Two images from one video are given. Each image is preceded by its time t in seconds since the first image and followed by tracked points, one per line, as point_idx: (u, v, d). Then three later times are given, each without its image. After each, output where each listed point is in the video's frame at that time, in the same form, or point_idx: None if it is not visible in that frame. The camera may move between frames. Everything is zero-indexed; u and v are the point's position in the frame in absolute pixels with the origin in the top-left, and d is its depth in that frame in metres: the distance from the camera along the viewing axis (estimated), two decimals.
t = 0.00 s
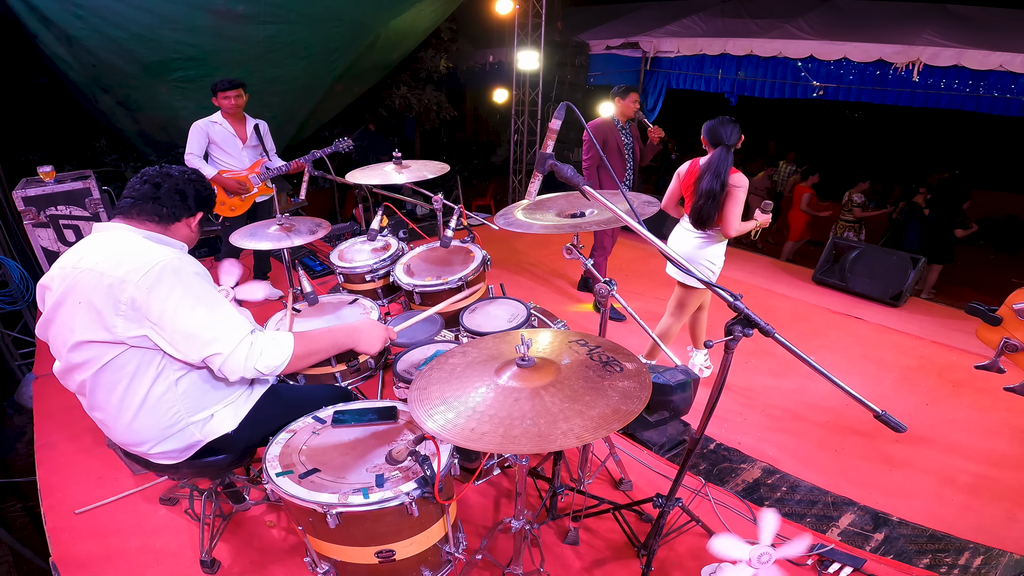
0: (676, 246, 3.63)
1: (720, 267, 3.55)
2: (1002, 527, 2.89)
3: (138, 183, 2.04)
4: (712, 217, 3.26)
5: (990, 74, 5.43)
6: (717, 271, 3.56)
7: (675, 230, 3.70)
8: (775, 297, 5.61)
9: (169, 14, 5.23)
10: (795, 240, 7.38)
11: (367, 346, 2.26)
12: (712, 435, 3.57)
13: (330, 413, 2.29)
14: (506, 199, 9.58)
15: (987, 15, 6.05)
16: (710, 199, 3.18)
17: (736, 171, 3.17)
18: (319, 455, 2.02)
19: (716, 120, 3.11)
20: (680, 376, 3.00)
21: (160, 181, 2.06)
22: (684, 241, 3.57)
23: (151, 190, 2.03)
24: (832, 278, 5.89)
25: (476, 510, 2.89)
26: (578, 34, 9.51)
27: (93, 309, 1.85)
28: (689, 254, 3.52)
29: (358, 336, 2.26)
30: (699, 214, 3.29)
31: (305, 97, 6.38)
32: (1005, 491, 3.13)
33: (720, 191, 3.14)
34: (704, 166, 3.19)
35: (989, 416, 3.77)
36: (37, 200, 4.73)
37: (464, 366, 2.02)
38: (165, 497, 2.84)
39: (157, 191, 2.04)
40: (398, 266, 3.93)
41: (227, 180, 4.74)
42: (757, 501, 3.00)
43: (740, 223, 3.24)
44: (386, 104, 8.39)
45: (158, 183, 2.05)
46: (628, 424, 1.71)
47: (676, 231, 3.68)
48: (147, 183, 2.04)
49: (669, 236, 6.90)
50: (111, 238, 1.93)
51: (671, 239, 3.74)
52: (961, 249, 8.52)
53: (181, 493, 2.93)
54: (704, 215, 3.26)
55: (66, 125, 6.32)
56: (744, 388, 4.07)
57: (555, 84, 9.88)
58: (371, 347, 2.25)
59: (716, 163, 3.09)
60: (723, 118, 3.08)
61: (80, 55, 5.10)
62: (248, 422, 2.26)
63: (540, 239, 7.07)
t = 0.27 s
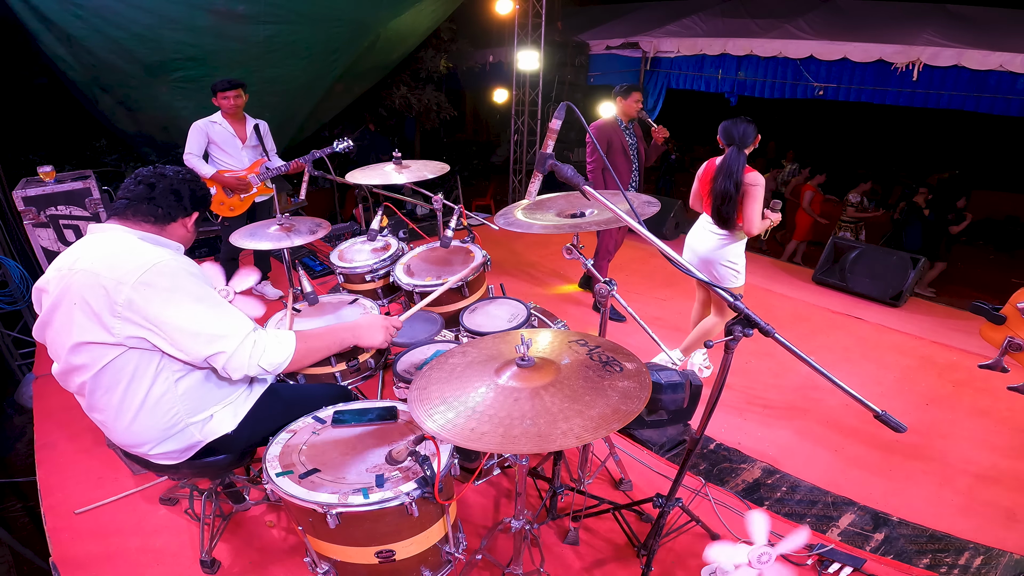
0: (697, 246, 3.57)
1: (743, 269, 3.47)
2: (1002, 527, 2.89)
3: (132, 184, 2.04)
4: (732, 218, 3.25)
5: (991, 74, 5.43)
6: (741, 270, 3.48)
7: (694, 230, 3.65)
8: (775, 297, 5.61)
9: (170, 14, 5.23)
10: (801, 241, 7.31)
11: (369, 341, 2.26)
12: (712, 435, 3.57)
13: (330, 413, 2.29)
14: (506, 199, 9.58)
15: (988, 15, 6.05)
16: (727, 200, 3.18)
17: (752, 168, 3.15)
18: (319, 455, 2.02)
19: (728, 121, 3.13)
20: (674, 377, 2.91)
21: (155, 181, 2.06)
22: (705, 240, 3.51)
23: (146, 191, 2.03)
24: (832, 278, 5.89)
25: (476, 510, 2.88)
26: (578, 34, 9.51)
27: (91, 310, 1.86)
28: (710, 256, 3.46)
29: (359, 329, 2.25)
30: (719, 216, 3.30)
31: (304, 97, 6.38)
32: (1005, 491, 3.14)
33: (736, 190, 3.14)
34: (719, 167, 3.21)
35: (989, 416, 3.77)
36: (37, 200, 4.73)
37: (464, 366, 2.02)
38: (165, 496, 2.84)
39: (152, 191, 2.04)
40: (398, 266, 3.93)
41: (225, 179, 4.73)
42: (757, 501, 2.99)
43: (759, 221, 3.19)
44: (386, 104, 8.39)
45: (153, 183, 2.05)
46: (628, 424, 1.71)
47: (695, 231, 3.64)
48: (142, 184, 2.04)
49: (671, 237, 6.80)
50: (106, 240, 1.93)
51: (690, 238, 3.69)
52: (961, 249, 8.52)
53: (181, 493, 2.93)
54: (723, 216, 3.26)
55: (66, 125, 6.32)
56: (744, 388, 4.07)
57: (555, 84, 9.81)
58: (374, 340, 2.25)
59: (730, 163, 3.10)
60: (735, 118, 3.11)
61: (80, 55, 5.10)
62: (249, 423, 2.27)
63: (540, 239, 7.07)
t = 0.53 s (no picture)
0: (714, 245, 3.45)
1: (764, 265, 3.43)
2: (1002, 527, 2.89)
3: (135, 183, 2.04)
4: (741, 217, 3.23)
5: (990, 74, 5.43)
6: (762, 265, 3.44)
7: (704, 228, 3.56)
8: (775, 297, 5.61)
9: (170, 14, 5.23)
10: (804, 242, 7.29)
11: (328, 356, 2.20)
12: (713, 435, 3.57)
13: (330, 413, 2.29)
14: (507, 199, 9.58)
15: (988, 15, 6.05)
16: (735, 198, 3.17)
17: (767, 169, 3.14)
18: (319, 455, 2.02)
19: (741, 120, 3.14)
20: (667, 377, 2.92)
21: (157, 181, 2.06)
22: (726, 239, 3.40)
23: (149, 190, 2.02)
24: (832, 278, 5.89)
25: (476, 510, 2.88)
26: (578, 33, 9.51)
27: (83, 308, 1.87)
28: (733, 255, 3.37)
29: (316, 345, 2.19)
30: (726, 216, 3.28)
31: (304, 97, 6.38)
32: (1005, 490, 3.14)
33: (745, 189, 3.13)
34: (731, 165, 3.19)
35: (989, 416, 3.77)
36: (37, 200, 4.73)
37: (464, 366, 2.02)
38: (165, 496, 2.84)
39: (154, 191, 2.04)
40: (398, 266, 3.93)
41: (224, 179, 4.74)
42: (757, 501, 3.00)
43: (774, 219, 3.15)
44: (386, 104, 8.39)
45: (156, 183, 2.05)
46: (628, 424, 1.72)
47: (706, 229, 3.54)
48: (144, 184, 2.04)
49: (669, 236, 6.86)
50: (108, 237, 1.93)
51: (700, 240, 3.56)
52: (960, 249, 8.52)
53: (181, 493, 2.94)
54: (731, 215, 3.24)
55: (66, 125, 6.32)
56: (744, 388, 4.07)
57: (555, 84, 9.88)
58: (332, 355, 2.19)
59: (741, 162, 3.11)
60: (749, 117, 3.12)
61: (80, 55, 5.10)
62: (248, 422, 2.26)
63: (540, 239, 7.07)
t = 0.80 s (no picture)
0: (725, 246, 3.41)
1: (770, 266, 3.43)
2: (1002, 527, 2.89)
3: (134, 184, 2.05)
4: (758, 218, 3.21)
5: (990, 74, 5.43)
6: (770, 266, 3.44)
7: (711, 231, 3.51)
8: (775, 297, 5.61)
9: (170, 14, 5.23)
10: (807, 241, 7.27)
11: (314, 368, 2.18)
12: (712, 435, 3.57)
13: (330, 413, 2.29)
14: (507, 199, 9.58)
15: (987, 15, 6.05)
16: (753, 200, 3.13)
17: (784, 168, 3.16)
18: (319, 455, 2.02)
19: (751, 119, 3.10)
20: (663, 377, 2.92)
21: (155, 182, 2.06)
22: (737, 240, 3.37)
23: (147, 191, 2.03)
24: (832, 278, 5.89)
25: (476, 510, 2.88)
26: (578, 33, 9.52)
27: (71, 306, 1.87)
28: (747, 252, 3.34)
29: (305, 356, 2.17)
30: (740, 217, 3.25)
31: (304, 97, 6.38)
32: (1005, 491, 3.13)
33: (762, 190, 3.10)
34: (746, 166, 3.13)
35: (989, 416, 3.77)
36: (37, 200, 4.73)
37: (465, 366, 2.02)
38: (165, 496, 2.84)
39: (152, 191, 2.04)
40: (398, 266, 3.93)
41: (224, 178, 4.73)
42: (757, 501, 3.00)
43: (809, 213, 3.26)
44: (386, 104, 8.40)
45: (154, 184, 2.06)
46: (628, 424, 1.72)
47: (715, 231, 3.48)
48: (143, 184, 2.05)
49: (669, 236, 6.86)
50: (99, 238, 1.94)
51: (709, 242, 3.51)
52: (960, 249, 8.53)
53: (181, 493, 2.94)
54: (747, 217, 3.21)
55: (66, 125, 6.32)
56: (744, 388, 4.07)
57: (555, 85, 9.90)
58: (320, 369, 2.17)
59: (754, 162, 3.07)
60: (760, 116, 3.08)
61: (80, 55, 5.11)
62: (246, 421, 2.24)
63: (540, 239, 7.07)
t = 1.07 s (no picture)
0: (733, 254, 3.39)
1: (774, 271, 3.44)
2: (1002, 527, 2.89)
3: (134, 184, 2.05)
4: (772, 222, 3.20)
5: (990, 74, 5.42)
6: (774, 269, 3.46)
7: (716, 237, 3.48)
8: (775, 297, 5.61)
9: (169, 14, 5.22)
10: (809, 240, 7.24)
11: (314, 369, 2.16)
12: (712, 435, 3.57)
13: (330, 413, 2.29)
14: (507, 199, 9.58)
15: (988, 15, 6.05)
16: (770, 204, 3.11)
17: (791, 169, 3.21)
18: (319, 455, 2.02)
19: (758, 121, 3.09)
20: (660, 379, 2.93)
21: (155, 182, 2.07)
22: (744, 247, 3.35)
23: (146, 191, 2.03)
24: (832, 278, 5.89)
25: (476, 510, 2.88)
26: (578, 33, 9.51)
27: (74, 305, 1.88)
28: (756, 259, 3.34)
29: (305, 358, 2.16)
30: (758, 222, 3.20)
31: (304, 97, 6.37)
32: (1006, 491, 3.13)
33: (776, 193, 3.11)
34: (760, 169, 3.09)
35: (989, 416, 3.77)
36: (37, 200, 4.73)
37: (464, 366, 2.02)
38: (165, 496, 2.84)
39: (152, 191, 2.04)
40: (398, 266, 3.92)
41: (225, 181, 4.69)
42: (757, 501, 2.99)
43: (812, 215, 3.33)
44: (386, 104, 8.40)
45: (153, 185, 2.06)
46: (628, 423, 1.72)
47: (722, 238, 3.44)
48: (143, 185, 2.05)
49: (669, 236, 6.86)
50: (101, 237, 1.94)
51: (716, 249, 3.47)
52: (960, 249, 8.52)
53: (181, 493, 2.94)
54: (765, 221, 3.18)
55: (66, 125, 6.32)
56: (745, 388, 4.07)
57: (555, 85, 9.92)
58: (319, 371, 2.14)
59: (767, 163, 3.06)
60: (768, 118, 3.08)
61: (80, 55, 5.11)
62: (246, 421, 2.24)
63: (540, 239, 7.07)
